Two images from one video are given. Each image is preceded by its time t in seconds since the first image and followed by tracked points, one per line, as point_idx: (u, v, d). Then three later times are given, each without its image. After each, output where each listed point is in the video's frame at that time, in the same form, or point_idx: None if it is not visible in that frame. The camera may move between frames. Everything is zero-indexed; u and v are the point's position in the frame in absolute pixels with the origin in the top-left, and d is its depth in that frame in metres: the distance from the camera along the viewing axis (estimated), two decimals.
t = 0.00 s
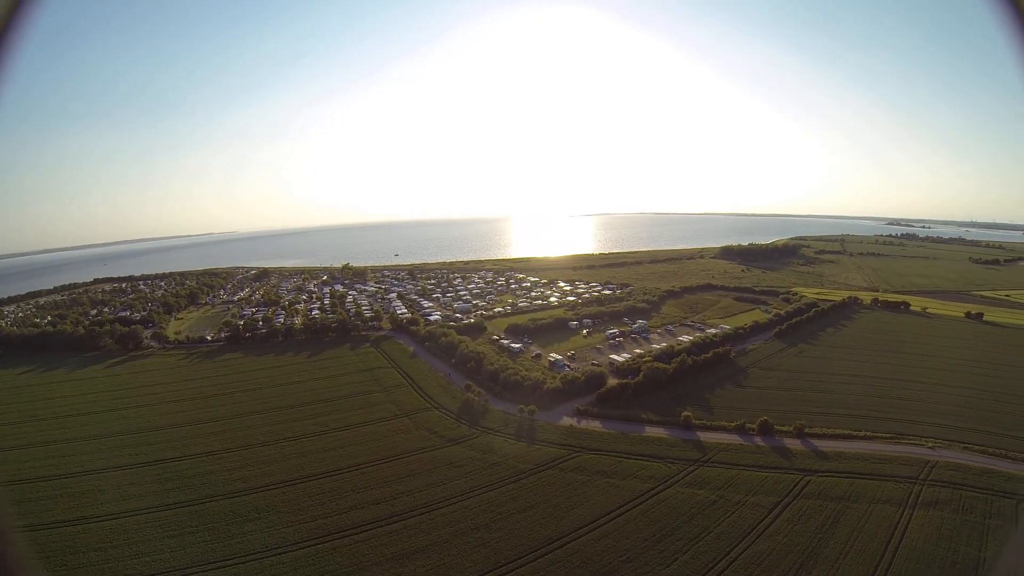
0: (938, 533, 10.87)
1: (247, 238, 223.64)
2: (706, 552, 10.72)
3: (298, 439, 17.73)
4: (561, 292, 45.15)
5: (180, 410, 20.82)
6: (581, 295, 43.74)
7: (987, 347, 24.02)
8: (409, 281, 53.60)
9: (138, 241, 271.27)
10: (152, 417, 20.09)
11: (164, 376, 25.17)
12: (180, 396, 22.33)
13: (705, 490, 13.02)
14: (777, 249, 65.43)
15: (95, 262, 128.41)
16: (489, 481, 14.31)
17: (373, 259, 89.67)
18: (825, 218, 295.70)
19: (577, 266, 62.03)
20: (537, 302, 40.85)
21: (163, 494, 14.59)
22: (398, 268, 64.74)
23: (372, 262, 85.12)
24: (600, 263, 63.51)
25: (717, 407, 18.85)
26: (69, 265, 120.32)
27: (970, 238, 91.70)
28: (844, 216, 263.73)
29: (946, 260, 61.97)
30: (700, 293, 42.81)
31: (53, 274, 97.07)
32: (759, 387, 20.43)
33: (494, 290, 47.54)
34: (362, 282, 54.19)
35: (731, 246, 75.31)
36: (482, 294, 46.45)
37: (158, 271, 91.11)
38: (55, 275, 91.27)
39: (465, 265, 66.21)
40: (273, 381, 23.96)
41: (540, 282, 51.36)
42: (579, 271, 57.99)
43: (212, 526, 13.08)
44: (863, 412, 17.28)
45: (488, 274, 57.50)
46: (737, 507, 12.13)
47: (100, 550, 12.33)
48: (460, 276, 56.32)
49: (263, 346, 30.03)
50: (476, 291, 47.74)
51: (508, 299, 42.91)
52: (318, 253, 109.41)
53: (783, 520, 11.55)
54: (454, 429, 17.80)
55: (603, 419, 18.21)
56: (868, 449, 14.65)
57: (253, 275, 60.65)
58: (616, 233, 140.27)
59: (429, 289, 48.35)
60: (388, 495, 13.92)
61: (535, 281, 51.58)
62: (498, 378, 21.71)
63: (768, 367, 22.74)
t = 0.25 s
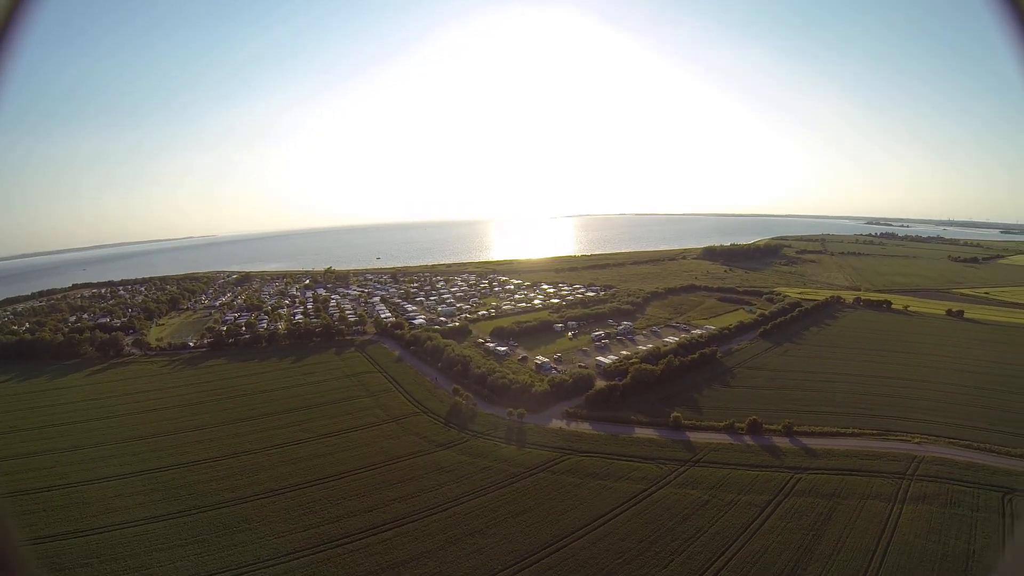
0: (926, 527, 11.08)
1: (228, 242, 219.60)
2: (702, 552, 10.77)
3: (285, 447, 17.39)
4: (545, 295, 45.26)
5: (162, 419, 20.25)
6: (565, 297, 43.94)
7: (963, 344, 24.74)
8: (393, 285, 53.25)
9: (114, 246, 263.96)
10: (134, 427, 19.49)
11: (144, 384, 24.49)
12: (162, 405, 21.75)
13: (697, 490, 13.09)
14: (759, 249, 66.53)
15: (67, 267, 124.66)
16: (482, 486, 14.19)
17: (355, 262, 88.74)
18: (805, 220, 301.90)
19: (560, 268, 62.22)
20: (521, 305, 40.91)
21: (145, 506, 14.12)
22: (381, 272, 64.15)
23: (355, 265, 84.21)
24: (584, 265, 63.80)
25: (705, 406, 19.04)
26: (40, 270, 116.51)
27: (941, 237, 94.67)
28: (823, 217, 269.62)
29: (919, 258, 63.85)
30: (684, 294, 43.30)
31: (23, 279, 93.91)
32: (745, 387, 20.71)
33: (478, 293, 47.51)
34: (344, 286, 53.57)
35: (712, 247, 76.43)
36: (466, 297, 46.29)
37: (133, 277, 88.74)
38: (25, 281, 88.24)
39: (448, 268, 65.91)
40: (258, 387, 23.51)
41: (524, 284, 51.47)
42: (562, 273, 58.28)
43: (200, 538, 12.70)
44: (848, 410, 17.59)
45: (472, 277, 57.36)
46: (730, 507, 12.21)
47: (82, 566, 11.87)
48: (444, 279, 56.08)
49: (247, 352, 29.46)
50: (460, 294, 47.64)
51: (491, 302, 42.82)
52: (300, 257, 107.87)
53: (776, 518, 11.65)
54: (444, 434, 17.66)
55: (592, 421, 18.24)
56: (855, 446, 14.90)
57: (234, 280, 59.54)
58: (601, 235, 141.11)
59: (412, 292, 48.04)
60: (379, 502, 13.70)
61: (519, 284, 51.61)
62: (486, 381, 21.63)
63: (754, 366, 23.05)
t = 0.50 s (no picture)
0: (912, 521, 11.34)
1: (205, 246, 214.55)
2: (695, 551, 10.83)
3: (268, 456, 16.97)
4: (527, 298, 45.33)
5: (140, 429, 19.59)
6: (545, 300, 44.07)
7: (935, 341, 25.57)
8: (373, 289, 52.73)
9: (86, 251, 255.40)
10: (110, 439, 18.79)
11: (121, 394, 23.68)
12: (140, 415, 21.07)
13: (687, 490, 13.19)
14: (738, 250, 67.74)
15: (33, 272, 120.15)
16: (472, 491, 14.05)
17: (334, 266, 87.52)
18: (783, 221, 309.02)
19: (540, 270, 62.42)
20: (502, 308, 40.90)
21: (121, 521, 13.54)
22: (361, 276, 63.42)
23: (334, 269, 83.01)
24: (564, 267, 64.11)
25: (690, 407, 19.24)
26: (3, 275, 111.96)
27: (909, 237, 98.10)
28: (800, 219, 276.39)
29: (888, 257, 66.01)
30: (666, 296, 43.84)
31: None
32: (728, 387, 21.01)
33: (459, 296, 47.36)
34: (324, 291, 52.83)
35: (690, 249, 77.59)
36: (447, 300, 46.06)
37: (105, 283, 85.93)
38: None
39: (428, 271, 65.51)
40: (240, 395, 22.96)
41: (504, 287, 51.45)
42: (542, 276, 58.48)
43: (183, 552, 12.26)
44: (830, 408, 17.96)
45: (452, 280, 57.19)
46: (720, 506, 12.31)
47: None
48: (425, 283, 55.74)
49: (227, 358, 28.78)
50: (441, 297, 47.41)
51: (473, 306, 42.67)
52: (278, 261, 106.01)
53: (766, 517, 11.79)
54: (430, 439, 17.48)
55: (579, 424, 18.26)
56: (838, 443, 15.20)
57: (213, 285, 58.20)
58: (584, 237, 141.97)
59: (393, 296, 47.64)
60: (368, 510, 13.46)
61: (500, 287, 51.55)
62: (471, 386, 21.51)
63: (737, 366, 23.41)
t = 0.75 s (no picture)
0: (895, 514, 11.69)
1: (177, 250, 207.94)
2: (687, 550, 10.94)
3: (252, 465, 16.53)
4: (506, 300, 45.35)
5: (116, 440, 18.86)
6: (524, 302, 44.15)
7: (905, 338, 26.56)
8: (351, 292, 52.05)
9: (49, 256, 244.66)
10: (83, 451, 18.02)
11: (95, 403, 22.78)
12: (118, 424, 20.32)
13: (675, 490, 13.32)
14: (716, 250, 69.03)
15: None
16: (462, 496, 13.94)
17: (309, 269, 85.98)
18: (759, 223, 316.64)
19: (518, 272, 62.56)
20: (482, 311, 40.83)
21: (98, 536, 12.97)
22: (338, 279, 62.49)
23: (310, 272, 81.52)
24: (542, 269, 64.36)
25: (674, 408, 19.49)
26: None
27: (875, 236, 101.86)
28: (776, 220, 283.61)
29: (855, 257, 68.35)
30: (644, 297, 44.41)
31: None
32: (710, 387, 21.37)
33: (438, 299, 47.11)
34: (302, 294, 51.94)
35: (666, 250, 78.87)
36: (425, 303, 45.76)
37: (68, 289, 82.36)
38: None
39: (406, 274, 64.88)
40: (220, 403, 22.34)
41: (482, 290, 51.35)
42: (519, 278, 58.61)
43: (166, 566, 11.80)
44: (809, 406, 18.43)
45: (430, 283, 56.84)
46: (709, 505, 12.47)
47: None
48: (403, 286, 55.28)
49: (205, 365, 28.00)
50: (420, 300, 47.09)
51: (452, 309, 42.46)
52: (252, 264, 103.56)
53: (754, 514, 11.98)
54: (416, 445, 17.30)
55: (564, 427, 18.31)
56: (820, 440, 15.59)
57: (188, 290, 56.55)
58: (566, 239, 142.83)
59: (372, 300, 47.10)
60: (358, 517, 13.23)
61: (478, 289, 51.45)
62: (454, 390, 21.38)
63: (718, 366, 23.85)
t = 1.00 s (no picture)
0: (889, 511, 11.87)
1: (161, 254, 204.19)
2: (686, 551, 10.99)
3: (244, 472, 16.30)
4: (494, 302, 45.31)
5: (102, 449, 18.47)
6: (511, 304, 44.17)
7: (891, 336, 27.04)
8: (339, 295, 51.66)
9: (27, 261, 238.64)
10: (69, 461, 17.60)
11: (80, 411, 22.30)
12: (105, 433, 19.91)
13: (671, 491, 13.37)
14: (703, 251, 69.81)
15: None
16: (457, 501, 13.87)
17: (295, 272, 85.01)
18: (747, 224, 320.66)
19: (505, 274, 62.55)
20: (470, 313, 40.77)
21: (86, 550, 12.66)
22: (325, 282, 61.93)
23: (296, 275, 80.63)
24: (529, 271, 64.41)
25: (666, 410, 19.57)
26: None
27: (858, 235, 103.80)
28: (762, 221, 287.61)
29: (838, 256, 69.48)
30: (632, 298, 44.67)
31: None
32: (701, 388, 21.52)
33: (426, 302, 46.94)
34: (290, 298, 51.46)
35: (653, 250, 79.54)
36: (413, 306, 45.54)
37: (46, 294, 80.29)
38: None
39: (394, 276, 64.57)
40: (209, 409, 22.00)
41: (470, 292, 51.24)
42: (506, 279, 58.65)
43: None
44: (800, 406, 18.64)
45: (417, 285, 56.59)
46: (705, 506, 12.54)
47: None
48: (390, 288, 54.99)
49: (193, 371, 27.57)
50: (408, 303, 46.88)
51: (440, 311, 42.35)
52: (237, 267, 102.10)
53: (750, 514, 12.07)
54: (409, 449, 17.20)
55: (557, 430, 18.30)
56: (813, 439, 15.77)
57: (173, 294, 55.65)
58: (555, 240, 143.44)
59: (359, 303, 46.79)
60: (353, 524, 13.09)
61: (465, 291, 51.33)
62: (446, 394, 21.29)
63: (708, 367, 24.06)
